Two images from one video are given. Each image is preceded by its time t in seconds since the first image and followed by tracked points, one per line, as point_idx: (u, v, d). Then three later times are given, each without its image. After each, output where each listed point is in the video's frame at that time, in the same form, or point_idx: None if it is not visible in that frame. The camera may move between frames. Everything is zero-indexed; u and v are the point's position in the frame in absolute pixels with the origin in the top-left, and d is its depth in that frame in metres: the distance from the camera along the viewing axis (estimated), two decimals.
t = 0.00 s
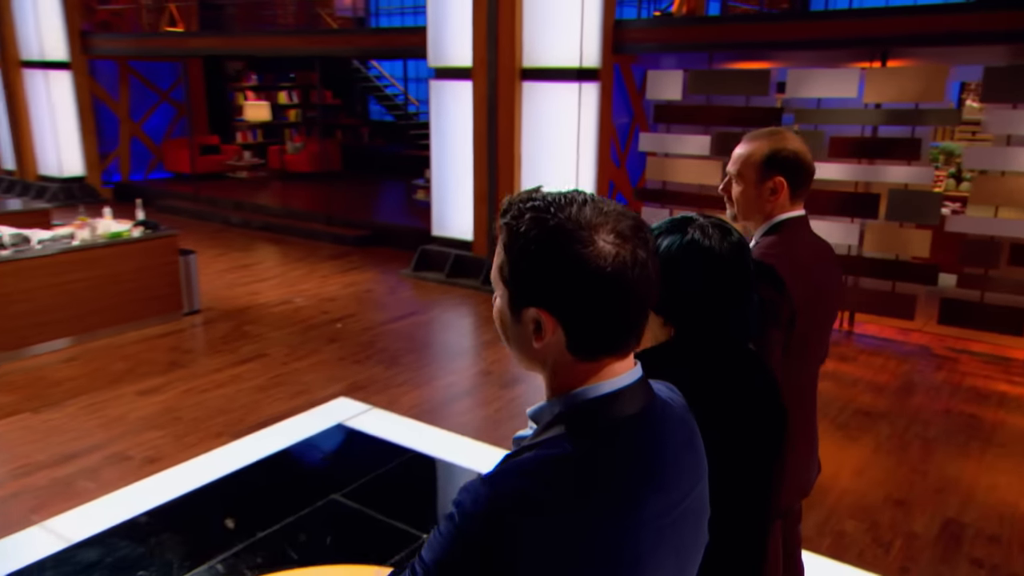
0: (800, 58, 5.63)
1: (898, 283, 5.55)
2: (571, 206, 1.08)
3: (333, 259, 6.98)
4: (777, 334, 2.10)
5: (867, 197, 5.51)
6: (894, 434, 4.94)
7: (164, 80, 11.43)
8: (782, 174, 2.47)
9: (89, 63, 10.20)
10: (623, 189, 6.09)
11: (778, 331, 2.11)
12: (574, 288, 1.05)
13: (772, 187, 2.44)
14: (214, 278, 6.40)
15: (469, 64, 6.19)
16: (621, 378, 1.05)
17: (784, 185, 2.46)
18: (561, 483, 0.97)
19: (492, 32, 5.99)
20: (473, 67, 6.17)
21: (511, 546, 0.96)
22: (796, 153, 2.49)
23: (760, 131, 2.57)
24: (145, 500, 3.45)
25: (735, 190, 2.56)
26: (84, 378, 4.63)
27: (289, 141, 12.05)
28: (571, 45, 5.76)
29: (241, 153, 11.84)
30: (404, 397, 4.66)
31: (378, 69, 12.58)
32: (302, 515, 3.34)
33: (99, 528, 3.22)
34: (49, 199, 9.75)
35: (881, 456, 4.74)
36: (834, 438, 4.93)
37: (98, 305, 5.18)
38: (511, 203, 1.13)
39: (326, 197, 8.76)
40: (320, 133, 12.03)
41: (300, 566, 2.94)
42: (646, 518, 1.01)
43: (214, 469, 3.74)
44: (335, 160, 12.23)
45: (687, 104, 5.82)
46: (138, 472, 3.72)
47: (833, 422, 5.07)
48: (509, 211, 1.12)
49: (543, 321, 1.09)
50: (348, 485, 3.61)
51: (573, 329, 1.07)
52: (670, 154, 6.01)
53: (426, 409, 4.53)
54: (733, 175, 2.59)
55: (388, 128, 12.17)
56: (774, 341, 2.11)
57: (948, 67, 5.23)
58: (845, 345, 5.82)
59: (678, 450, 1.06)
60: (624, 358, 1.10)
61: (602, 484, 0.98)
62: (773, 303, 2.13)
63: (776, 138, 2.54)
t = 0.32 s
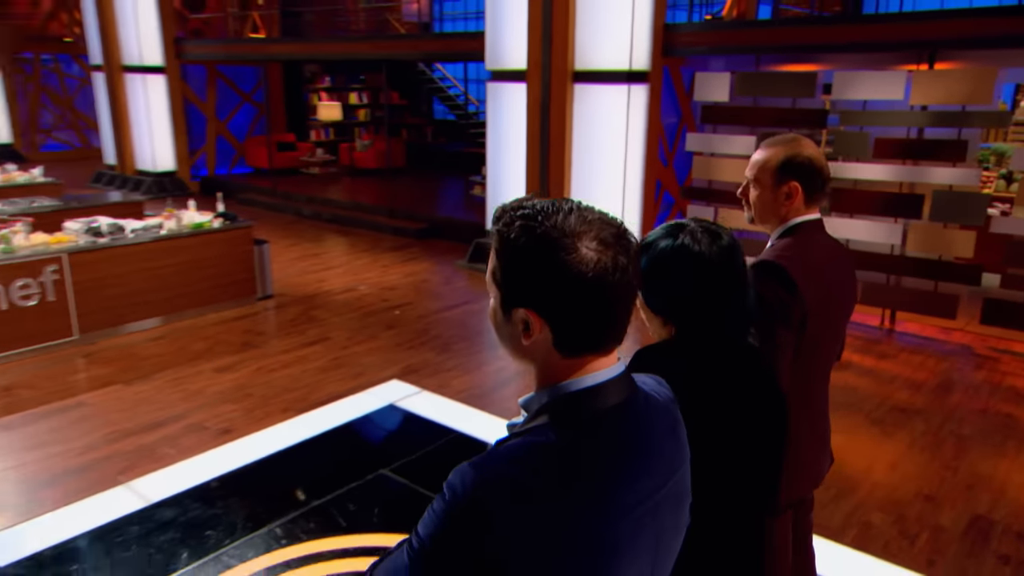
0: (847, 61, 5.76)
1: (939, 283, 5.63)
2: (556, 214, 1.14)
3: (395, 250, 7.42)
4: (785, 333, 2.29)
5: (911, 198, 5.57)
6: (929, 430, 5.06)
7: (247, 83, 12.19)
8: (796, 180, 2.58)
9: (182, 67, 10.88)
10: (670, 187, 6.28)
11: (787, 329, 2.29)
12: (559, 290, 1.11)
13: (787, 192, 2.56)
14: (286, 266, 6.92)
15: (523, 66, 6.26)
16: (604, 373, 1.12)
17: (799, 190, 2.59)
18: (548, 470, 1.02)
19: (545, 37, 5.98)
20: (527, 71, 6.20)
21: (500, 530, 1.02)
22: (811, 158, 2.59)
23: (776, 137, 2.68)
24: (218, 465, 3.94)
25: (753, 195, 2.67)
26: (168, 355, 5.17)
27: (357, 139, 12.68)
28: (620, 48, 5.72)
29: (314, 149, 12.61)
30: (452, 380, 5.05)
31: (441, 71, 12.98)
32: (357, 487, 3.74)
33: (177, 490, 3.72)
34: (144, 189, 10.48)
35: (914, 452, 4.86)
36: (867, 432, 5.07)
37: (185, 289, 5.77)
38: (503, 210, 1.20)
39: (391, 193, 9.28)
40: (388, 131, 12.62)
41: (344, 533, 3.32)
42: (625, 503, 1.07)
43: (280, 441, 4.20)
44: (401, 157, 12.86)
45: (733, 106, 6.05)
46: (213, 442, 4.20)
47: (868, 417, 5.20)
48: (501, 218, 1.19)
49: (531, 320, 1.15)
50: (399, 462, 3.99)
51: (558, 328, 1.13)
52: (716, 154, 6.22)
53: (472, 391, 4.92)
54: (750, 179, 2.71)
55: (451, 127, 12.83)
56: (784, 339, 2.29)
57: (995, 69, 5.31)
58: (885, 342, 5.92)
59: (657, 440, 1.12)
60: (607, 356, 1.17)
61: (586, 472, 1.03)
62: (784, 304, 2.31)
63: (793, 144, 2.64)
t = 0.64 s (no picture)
0: (893, 63, 5.84)
1: (980, 284, 5.71)
2: (552, 220, 1.32)
3: (450, 243, 7.84)
4: (794, 328, 2.24)
5: (953, 199, 5.60)
6: (962, 428, 5.15)
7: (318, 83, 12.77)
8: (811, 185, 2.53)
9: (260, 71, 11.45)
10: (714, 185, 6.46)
11: (797, 325, 2.25)
12: (552, 289, 1.29)
13: (802, 196, 2.51)
14: (349, 256, 7.43)
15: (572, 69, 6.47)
16: (595, 364, 1.29)
17: (813, 195, 2.53)
18: (541, 451, 1.20)
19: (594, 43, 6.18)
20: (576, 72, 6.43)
21: (494, 499, 1.21)
22: (828, 165, 2.54)
23: (794, 145, 2.64)
24: (281, 438, 4.40)
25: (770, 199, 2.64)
26: (240, 335, 5.70)
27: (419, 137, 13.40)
28: (667, 52, 5.96)
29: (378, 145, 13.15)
30: (496, 366, 5.41)
31: (499, 73, 13.94)
32: (404, 463, 4.13)
33: (243, 457, 4.20)
34: (226, 184, 11.23)
35: (945, 450, 4.97)
36: (900, 428, 5.19)
37: (259, 275, 6.35)
38: (508, 217, 1.38)
39: (447, 188, 9.81)
40: (445, 130, 13.37)
41: (390, 503, 3.71)
42: (607, 485, 1.23)
43: (334, 418, 4.63)
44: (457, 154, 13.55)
45: (776, 108, 6.24)
46: (278, 416, 4.67)
47: (901, 414, 5.30)
48: (505, 223, 1.37)
49: (530, 314, 1.34)
50: (441, 441, 4.36)
51: (553, 322, 1.31)
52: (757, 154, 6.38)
53: (514, 376, 5.26)
54: (766, 185, 2.67)
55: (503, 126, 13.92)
56: (793, 335, 2.23)
57: None
58: (924, 341, 6.01)
59: (642, 431, 1.28)
60: (599, 348, 1.34)
61: (569, 456, 1.20)
62: (793, 301, 2.26)
63: (809, 151, 2.59)
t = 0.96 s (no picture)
0: (931, 65, 5.88)
1: (1012, 284, 5.79)
2: (552, 220, 1.44)
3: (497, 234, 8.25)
4: (798, 325, 2.34)
5: (987, 200, 5.67)
6: (985, 423, 5.24)
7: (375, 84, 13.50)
8: (819, 187, 2.51)
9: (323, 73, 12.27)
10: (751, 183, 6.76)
11: (800, 324, 2.34)
12: (549, 281, 1.41)
13: (809, 199, 2.51)
14: (399, 246, 7.92)
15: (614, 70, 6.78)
16: (589, 350, 1.41)
17: (822, 196, 2.52)
18: (542, 428, 1.34)
19: (636, 45, 6.50)
20: (617, 74, 6.74)
21: (498, 472, 1.37)
22: (836, 167, 2.52)
23: (804, 145, 2.62)
24: (330, 413, 4.79)
25: (780, 199, 2.63)
26: (299, 318, 6.20)
27: (468, 135, 14.12)
28: (705, 54, 6.18)
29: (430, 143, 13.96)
30: (531, 350, 5.76)
31: (545, 73, 14.55)
32: (443, 438, 4.48)
33: (297, 429, 4.58)
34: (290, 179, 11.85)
35: (967, 444, 5.07)
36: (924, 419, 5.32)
37: (317, 262, 6.87)
38: (515, 216, 1.51)
39: (495, 183, 10.35)
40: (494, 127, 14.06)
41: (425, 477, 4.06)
42: (601, 465, 1.37)
43: (378, 397, 4.98)
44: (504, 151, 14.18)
45: (812, 108, 6.44)
46: (331, 391, 5.10)
47: (925, 408, 5.41)
48: (513, 223, 1.50)
49: (532, 305, 1.46)
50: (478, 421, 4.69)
51: (550, 312, 1.42)
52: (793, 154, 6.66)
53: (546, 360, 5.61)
54: (777, 185, 2.67)
55: (549, 123, 14.62)
56: (799, 332, 2.34)
57: None
58: (954, 338, 6.12)
59: (636, 413, 1.41)
60: (596, 335, 1.44)
61: (569, 440, 1.34)
62: (799, 298, 2.34)
63: (818, 152, 2.58)
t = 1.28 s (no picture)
0: (963, 63, 5.87)
1: None
2: (553, 214, 1.52)
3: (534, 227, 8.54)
4: (801, 317, 2.41)
5: (1017, 197, 5.69)
6: (1006, 418, 5.22)
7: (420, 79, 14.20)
8: (825, 186, 2.51)
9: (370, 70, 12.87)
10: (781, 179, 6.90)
11: (803, 315, 2.41)
12: (552, 271, 1.48)
13: (815, 197, 2.51)
14: (439, 238, 8.32)
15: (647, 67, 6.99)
16: (588, 335, 1.48)
17: (828, 194, 2.51)
18: (544, 406, 1.43)
19: (669, 43, 6.69)
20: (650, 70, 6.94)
21: (503, 447, 1.44)
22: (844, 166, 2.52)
23: (812, 145, 2.62)
24: (367, 392, 5.00)
25: (788, 197, 2.64)
26: (343, 303, 6.59)
27: (508, 129, 14.54)
28: (737, 51, 6.39)
29: (471, 136, 14.43)
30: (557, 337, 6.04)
31: (584, 69, 14.91)
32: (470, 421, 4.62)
33: (337, 406, 4.79)
34: (338, 171, 12.39)
35: (987, 438, 5.03)
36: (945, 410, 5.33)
37: (361, 251, 7.29)
38: (519, 212, 1.58)
39: (533, 177, 10.78)
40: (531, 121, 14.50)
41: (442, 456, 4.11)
42: (602, 443, 1.46)
43: (411, 378, 5.22)
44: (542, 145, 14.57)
45: (843, 105, 6.63)
46: (371, 371, 5.41)
47: (945, 401, 5.40)
48: (517, 219, 1.57)
49: (537, 295, 1.53)
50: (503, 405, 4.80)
51: (553, 300, 1.49)
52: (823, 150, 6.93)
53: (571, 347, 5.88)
54: (786, 183, 2.67)
55: (586, 118, 15.09)
56: (801, 323, 2.41)
57: None
58: (980, 333, 6.17)
59: (634, 393, 1.50)
60: (596, 322, 1.52)
61: (570, 417, 1.43)
62: (801, 290, 2.41)
63: (827, 152, 2.57)
